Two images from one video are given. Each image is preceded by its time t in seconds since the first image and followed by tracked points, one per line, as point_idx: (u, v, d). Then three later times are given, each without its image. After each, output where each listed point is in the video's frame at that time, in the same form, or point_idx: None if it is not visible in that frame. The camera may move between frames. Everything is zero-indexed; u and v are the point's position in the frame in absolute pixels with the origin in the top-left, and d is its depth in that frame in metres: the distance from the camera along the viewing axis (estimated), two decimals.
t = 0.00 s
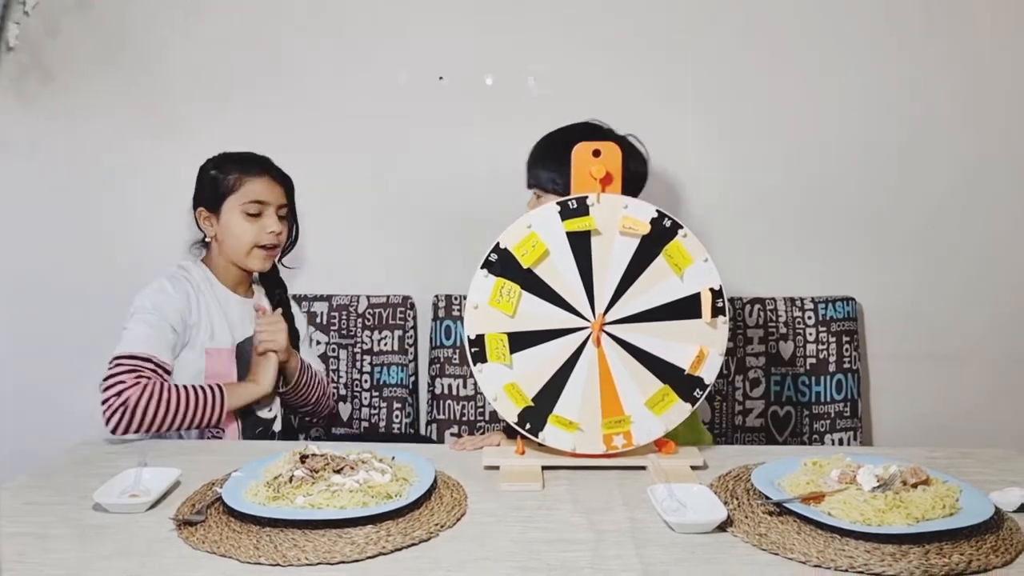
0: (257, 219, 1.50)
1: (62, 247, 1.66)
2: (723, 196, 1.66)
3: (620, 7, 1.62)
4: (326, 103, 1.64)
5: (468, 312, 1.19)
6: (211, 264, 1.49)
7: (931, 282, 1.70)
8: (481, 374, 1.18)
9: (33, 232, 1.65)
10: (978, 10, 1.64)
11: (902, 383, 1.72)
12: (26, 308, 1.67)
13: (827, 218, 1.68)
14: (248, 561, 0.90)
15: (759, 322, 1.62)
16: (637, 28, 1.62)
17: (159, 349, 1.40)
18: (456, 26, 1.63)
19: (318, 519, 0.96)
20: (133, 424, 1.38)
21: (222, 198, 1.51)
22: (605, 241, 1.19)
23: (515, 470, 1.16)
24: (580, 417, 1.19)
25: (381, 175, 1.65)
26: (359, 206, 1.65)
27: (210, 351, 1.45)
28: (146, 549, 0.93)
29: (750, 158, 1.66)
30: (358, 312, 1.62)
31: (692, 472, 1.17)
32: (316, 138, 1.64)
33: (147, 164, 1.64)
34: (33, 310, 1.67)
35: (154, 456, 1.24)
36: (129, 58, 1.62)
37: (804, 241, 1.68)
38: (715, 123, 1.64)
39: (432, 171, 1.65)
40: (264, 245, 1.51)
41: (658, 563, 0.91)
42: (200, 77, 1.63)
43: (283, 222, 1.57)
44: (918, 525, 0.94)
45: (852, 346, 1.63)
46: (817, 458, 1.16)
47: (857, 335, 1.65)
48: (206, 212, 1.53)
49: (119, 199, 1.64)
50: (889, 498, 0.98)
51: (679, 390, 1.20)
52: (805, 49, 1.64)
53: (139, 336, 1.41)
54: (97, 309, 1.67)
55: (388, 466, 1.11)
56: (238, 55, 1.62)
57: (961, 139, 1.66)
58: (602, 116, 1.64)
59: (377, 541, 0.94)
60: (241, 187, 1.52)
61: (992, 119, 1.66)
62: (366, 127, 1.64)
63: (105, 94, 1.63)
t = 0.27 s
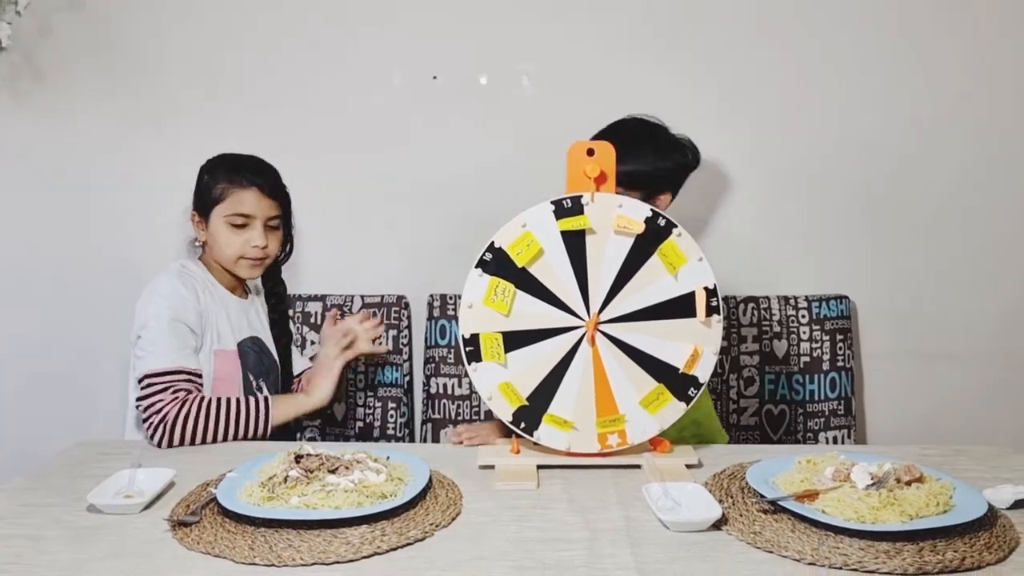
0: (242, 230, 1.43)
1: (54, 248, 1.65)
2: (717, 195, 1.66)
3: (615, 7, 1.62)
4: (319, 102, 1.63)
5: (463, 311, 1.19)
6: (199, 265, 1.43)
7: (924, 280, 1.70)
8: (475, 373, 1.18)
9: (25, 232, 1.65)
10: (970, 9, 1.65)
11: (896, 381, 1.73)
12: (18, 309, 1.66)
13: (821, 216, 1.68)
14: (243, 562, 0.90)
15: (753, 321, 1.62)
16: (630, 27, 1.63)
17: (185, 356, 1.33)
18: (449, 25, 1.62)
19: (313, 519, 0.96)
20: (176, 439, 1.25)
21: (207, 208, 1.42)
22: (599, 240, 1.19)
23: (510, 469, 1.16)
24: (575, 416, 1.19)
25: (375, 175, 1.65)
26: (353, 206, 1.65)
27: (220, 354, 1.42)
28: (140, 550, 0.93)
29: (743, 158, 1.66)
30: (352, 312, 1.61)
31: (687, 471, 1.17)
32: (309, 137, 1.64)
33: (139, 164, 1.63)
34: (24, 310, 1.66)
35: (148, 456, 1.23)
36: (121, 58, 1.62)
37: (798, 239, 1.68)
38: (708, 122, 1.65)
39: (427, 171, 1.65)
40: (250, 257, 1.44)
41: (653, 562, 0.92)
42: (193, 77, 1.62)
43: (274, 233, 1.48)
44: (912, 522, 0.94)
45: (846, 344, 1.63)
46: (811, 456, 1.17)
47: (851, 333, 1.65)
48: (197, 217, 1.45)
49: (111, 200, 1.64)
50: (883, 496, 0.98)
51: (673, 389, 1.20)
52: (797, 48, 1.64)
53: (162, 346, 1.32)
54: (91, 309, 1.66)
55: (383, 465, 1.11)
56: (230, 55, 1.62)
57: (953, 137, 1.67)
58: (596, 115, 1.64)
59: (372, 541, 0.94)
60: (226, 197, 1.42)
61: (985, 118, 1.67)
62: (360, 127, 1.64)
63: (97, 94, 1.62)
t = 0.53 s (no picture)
0: (248, 228, 1.35)
1: (45, 247, 1.64)
2: (709, 194, 1.67)
3: (610, 7, 1.62)
4: (311, 101, 1.63)
5: (456, 310, 1.19)
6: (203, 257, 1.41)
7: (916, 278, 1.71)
8: (468, 372, 1.18)
9: (15, 231, 1.64)
10: (962, 8, 1.65)
11: (888, 378, 1.73)
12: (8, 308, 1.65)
13: (813, 215, 1.68)
14: (236, 562, 0.90)
15: (746, 319, 1.63)
16: (623, 26, 1.63)
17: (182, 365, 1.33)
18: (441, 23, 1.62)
19: (305, 519, 0.96)
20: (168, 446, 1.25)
21: (209, 201, 1.35)
22: (592, 239, 1.19)
23: (503, 468, 1.16)
24: (568, 415, 1.19)
25: (367, 175, 1.64)
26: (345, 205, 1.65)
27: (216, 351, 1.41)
28: (131, 551, 0.93)
29: (735, 156, 1.66)
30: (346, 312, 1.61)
31: (680, 469, 1.18)
32: (301, 136, 1.63)
33: (130, 163, 1.63)
34: (15, 310, 1.66)
35: (140, 456, 1.23)
36: (112, 56, 1.61)
37: (791, 238, 1.69)
38: (700, 121, 1.65)
39: (420, 170, 1.65)
40: (253, 255, 1.37)
41: (645, 560, 0.92)
42: (184, 75, 1.61)
43: (282, 230, 1.38)
44: (904, 519, 0.95)
45: (838, 342, 1.64)
46: (803, 454, 1.17)
47: (843, 331, 1.66)
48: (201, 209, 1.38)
49: (102, 199, 1.63)
50: (875, 493, 0.99)
51: (666, 387, 1.20)
52: (789, 47, 1.64)
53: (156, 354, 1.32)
54: (82, 309, 1.66)
55: (376, 465, 1.11)
56: (222, 54, 1.61)
57: (945, 136, 1.68)
58: (589, 114, 1.64)
59: (365, 540, 0.94)
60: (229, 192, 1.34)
61: (977, 117, 1.67)
62: (352, 126, 1.64)
63: (88, 93, 1.62)
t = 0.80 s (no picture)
0: (219, 215, 1.31)
1: (33, 247, 1.63)
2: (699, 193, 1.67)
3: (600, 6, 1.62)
4: (301, 100, 1.62)
5: (446, 309, 1.19)
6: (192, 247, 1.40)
7: (906, 276, 1.72)
8: (458, 371, 1.18)
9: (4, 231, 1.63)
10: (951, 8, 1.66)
11: (878, 377, 1.74)
12: None
13: (803, 214, 1.69)
14: (225, 563, 0.90)
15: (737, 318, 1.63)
16: (613, 26, 1.63)
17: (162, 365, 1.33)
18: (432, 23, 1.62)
19: (295, 519, 0.96)
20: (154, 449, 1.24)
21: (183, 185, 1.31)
22: (582, 238, 1.19)
23: (494, 467, 1.16)
24: (558, 413, 1.19)
25: (357, 174, 1.64)
26: (335, 205, 1.65)
27: (193, 357, 1.39)
28: (120, 552, 0.92)
29: (725, 156, 1.66)
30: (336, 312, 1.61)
31: (670, 467, 1.18)
32: (292, 136, 1.63)
33: (119, 163, 1.62)
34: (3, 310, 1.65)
35: (129, 457, 1.23)
36: (100, 55, 1.60)
37: (782, 237, 1.69)
38: (690, 120, 1.65)
39: (412, 170, 1.64)
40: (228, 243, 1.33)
41: (635, 559, 0.92)
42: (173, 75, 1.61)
43: (258, 215, 1.33)
44: (893, 517, 0.95)
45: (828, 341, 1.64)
46: (793, 452, 1.17)
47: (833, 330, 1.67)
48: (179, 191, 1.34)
49: (90, 199, 1.62)
50: (864, 491, 0.99)
51: (656, 386, 1.20)
52: (779, 47, 1.65)
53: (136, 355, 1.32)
54: (72, 309, 1.65)
55: (366, 465, 1.11)
56: (211, 53, 1.61)
57: (934, 135, 1.68)
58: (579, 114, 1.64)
59: (355, 540, 0.94)
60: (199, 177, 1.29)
61: (966, 116, 1.68)
62: (342, 126, 1.63)
63: (76, 92, 1.61)
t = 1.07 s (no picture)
0: (227, 238, 1.36)
1: (21, 247, 1.62)
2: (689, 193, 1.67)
3: (590, 6, 1.62)
4: (290, 100, 1.62)
5: (437, 309, 1.18)
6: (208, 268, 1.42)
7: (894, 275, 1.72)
8: (449, 371, 1.18)
9: None
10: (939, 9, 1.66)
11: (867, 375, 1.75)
12: None
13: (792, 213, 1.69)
14: (216, 565, 0.89)
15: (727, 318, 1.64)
16: (603, 26, 1.63)
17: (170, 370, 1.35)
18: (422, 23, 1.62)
19: (287, 520, 0.96)
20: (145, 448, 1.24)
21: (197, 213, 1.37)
22: (573, 239, 1.19)
23: (485, 467, 1.16)
24: (549, 414, 1.19)
25: (347, 174, 1.64)
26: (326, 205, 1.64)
27: (206, 361, 1.41)
28: (110, 555, 0.92)
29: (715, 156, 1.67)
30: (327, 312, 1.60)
31: (661, 467, 1.18)
32: (281, 136, 1.63)
33: (108, 163, 1.61)
34: None
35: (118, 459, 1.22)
36: (89, 55, 1.59)
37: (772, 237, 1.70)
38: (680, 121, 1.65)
39: (403, 170, 1.64)
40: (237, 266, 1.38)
41: (627, 559, 0.92)
42: (161, 75, 1.60)
43: (266, 241, 1.37)
44: (883, 515, 0.96)
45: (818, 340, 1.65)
46: (783, 451, 1.18)
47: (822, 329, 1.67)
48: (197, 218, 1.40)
49: (79, 199, 1.62)
50: (854, 490, 1.00)
51: (647, 387, 1.20)
52: (769, 47, 1.65)
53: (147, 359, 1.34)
54: (60, 310, 1.64)
55: (357, 466, 1.11)
56: (200, 53, 1.60)
57: (922, 136, 1.69)
58: (570, 114, 1.64)
59: (346, 541, 0.94)
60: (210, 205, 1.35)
61: (954, 116, 1.69)
62: (333, 126, 1.63)
63: (64, 92, 1.60)
